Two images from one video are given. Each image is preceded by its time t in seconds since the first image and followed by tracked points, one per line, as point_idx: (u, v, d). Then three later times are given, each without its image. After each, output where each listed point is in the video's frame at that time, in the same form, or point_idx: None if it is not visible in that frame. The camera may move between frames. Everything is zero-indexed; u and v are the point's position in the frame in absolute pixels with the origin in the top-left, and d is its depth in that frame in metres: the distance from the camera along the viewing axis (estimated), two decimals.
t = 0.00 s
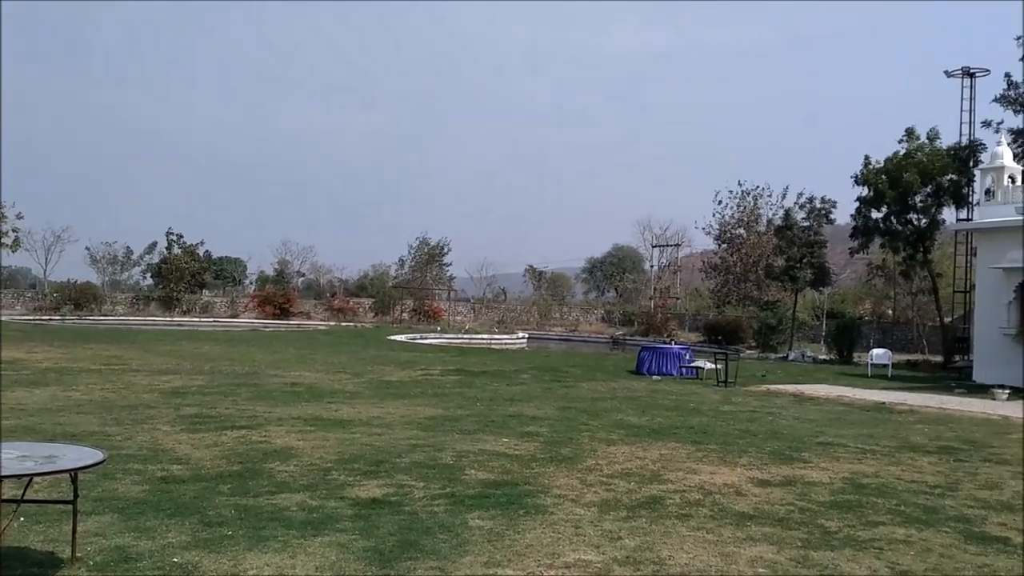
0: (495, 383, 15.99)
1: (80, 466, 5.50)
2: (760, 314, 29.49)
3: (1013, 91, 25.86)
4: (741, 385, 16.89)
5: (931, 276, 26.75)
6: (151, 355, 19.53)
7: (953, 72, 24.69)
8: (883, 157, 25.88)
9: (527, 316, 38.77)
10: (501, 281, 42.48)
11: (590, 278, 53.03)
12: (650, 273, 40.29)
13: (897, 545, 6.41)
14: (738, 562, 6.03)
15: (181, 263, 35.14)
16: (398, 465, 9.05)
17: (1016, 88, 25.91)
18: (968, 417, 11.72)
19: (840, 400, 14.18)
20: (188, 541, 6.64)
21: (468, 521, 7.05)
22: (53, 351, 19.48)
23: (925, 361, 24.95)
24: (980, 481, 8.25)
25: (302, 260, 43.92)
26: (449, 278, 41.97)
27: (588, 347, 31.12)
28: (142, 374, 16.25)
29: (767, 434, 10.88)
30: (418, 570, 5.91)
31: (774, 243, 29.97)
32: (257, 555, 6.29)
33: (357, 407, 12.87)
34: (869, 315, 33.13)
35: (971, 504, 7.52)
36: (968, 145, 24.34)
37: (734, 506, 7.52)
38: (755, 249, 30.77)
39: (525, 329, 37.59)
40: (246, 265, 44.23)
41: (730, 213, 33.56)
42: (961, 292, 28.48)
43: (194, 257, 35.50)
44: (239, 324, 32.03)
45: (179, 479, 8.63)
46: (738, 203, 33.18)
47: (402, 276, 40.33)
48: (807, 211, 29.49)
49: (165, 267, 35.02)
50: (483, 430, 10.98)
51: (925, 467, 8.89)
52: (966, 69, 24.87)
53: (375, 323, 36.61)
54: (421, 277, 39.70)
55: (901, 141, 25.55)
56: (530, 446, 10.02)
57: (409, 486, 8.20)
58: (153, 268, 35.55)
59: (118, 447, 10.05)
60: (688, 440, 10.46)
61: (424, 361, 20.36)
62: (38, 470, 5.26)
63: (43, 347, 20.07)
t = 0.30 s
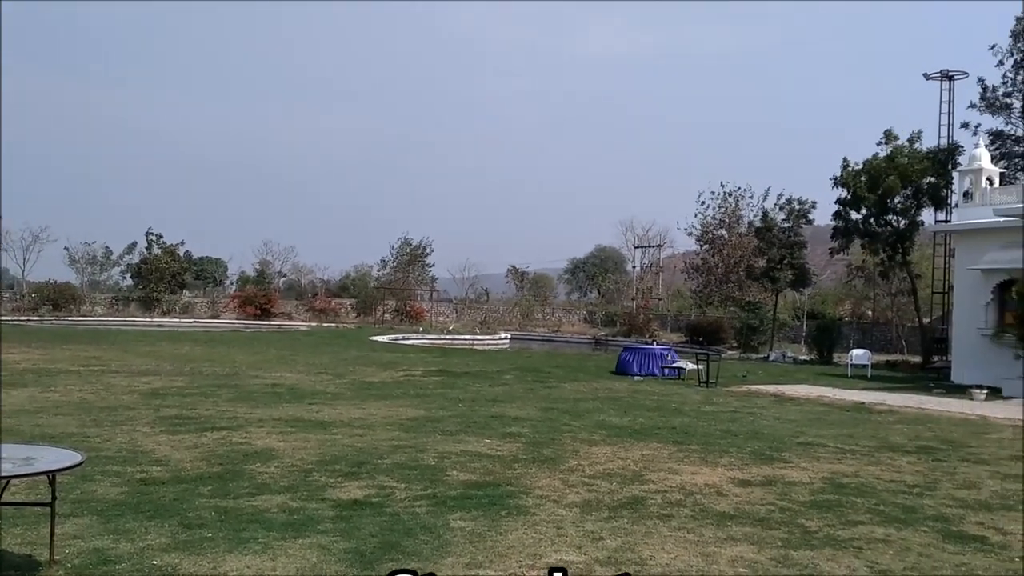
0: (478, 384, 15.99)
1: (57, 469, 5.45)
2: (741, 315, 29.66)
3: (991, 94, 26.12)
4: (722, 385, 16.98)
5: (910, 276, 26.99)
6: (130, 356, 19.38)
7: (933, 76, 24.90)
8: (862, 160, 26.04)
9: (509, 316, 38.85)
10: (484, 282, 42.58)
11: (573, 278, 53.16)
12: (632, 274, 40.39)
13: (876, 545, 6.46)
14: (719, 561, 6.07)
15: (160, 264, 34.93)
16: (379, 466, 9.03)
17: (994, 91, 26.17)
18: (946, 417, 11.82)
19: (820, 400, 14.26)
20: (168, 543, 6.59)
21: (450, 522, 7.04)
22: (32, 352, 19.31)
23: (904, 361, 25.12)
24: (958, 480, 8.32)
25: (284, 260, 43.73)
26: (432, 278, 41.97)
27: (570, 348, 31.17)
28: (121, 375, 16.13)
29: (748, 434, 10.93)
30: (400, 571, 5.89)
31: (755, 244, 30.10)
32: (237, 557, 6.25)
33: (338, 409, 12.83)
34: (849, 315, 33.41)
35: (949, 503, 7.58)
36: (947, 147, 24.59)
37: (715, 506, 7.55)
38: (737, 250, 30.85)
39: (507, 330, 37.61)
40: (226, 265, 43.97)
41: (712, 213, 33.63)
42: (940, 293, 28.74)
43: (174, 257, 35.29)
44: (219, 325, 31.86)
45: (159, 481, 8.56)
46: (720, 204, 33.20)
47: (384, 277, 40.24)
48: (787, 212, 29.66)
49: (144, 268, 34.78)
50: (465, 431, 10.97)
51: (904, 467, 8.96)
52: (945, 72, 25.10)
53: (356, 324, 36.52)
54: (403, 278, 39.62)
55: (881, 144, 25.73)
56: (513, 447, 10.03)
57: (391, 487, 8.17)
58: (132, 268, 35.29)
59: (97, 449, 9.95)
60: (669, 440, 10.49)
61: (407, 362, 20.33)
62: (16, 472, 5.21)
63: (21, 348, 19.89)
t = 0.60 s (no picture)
0: (461, 385, 15.98)
1: (36, 470, 5.41)
2: (724, 315, 29.82)
3: (970, 97, 26.36)
4: (705, 385, 17.04)
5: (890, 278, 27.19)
6: (111, 356, 19.23)
7: (914, 77, 25.08)
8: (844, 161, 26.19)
9: (493, 317, 39.09)
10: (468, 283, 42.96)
11: (557, 279, 53.29)
12: (616, 274, 40.50)
13: (857, 544, 6.50)
14: (701, 561, 6.09)
15: (142, 264, 34.69)
16: (362, 467, 9.01)
17: (973, 95, 26.39)
18: (926, 417, 11.91)
19: (802, 400, 14.33)
20: (148, 545, 6.55)
21: (432, 523, 7.04)
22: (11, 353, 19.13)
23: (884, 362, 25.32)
24: (938, 479, 8.38)
25: (266, 260, 43.53)
26: (415, 278, 41.93)
27: (554, 348, 31.22)
28: (102, 376, 16.01)
29: (730, 434, 10.97)
30: (382, 572, 5.88)
31: (737, 245, 30.22)
32: (219, 558, 6.23)
33: (321, 410, 12.77)
34: (831, 316, 33.66)
35: (928, 502, 7.65)
36: (928, 150, 24.77)
37: (698, 506, 7.57)
38: (720, 251, 30.93)
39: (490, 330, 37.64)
40: (209, 265, 43.74)
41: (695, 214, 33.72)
42: (920, 294, 28.97)
43: (156, 257, 35.06)
44: (201, 326, 31.66)
45: (139, 482, 8.50)
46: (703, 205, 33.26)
47: (367, 277, 40.12)
48: (770, 214, 29.81)
49: (126, 268, 34.52)
50: (448, 432, 10.95)
51: (884, 467, 9.03)
52: (926, 74, 25.29)
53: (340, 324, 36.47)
54: (387, 278, 39.49)
55: (862, 145, 25.89)
56: (496, 447, 10.03)
57: (374, 488, 8.15)
58: (113, 268, 35.00)
59: (77, 451, 9.87)
60: (652, 441, 10.52)
61: (390, 363, 20.29)
62: None
63: None
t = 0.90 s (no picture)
0: (443, 386, 15.96)
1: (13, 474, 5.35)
2: (706, 316, 29.95)
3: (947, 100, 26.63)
4: (687, 386, 17.11)
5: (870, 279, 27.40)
6: (91, 358, 19.07)
7: (893, 80, 25.28)
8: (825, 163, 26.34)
9: (477, 317, 39.07)
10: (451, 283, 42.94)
11: (540, 279, 53.37)
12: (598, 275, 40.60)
13: (836, 543, 6.54)
14: (682, 561, 6.11)
15: (122, 264, 34.41)
16: (344, 469, 8.98)
17: (950, 98, 26.66)
18: (905, 417, 12.02)
19: (783, 400, 14.41)
20: (128, 548, 6.50)
21: (414, 524, 7.03)
22: None
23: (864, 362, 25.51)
24: (917, 478, 8.45)
25: (247, 261, 43.30)
26: (398, 279, 41.86)
27: (537, 349, 31.27)
28: (81, 378, 15.89)
29: (712, 434, 11.01)
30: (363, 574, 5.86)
31: (720, 246, 30.33)
32: (199, 561, 6.19)
33: (303, 411, 12.73)
34: (811, 316, 33.89)
35: (908, 502, 7.71)
36: (907, 152, 24.96)
37: (679, 506, 7.60)
38: (703, 252, 31.09)
39: (473, 331, 37.69)
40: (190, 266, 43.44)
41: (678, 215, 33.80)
42: (899, 295, 29.22)
43: (137, 257, 34.80)
44: (182, 327, 31.43)
45: (119, 485, 8.44)
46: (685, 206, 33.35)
47: (350, 277, 40.00)
48: (752, 215, 29.96)
49: (105, 268, 34.21)
50: (430, 433, 10.95)
51: (864, 466, 9.09)
52: (906, 77, 25.49)
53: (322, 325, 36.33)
54: (369, 279, 39.37)
55: (843, 147, 26.06)
56: (478, 448, 10.03)
57: (356, 490, 8.13)
58: (93, 269, 34.67)
59: (55, 453, 9.79)
60: (634, 441, 10.56)
61: (372, 364, 20.24)
62: None
63: None
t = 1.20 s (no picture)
0: (425, 386, 15.94)
1: None
2: (689, 316, 30.06)
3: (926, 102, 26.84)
4: (670, 386, 17.17)
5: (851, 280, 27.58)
6: (70, 359, 18.90)
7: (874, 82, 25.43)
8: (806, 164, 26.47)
9: (460, 318, 39.11)
10: (434, 284, 42.92)
11: (524, 279, 53.42)
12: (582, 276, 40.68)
13: (816, 542, 6.58)
14: (663, 561, 6.12)
15: (102, 264, 34.14)
16: (325, 470, 8.94)
17: (929, 100, 26.88)
18: (885, 417, 12.10)
19: (764, 400, 14.48)
20: (107, 550, 6.45)
21: (396, 525, 7.00)
22: None
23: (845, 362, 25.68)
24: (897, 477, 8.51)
25: (229, 261, 43.09)
26: (381, 279, 41.76)
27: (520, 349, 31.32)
28: (60, 379, 15.74)
29: (694, 435, 11.04)
30: None
31: (702, 247, 30.43)
32: (178, 563, 6.14)
33: (284, 412, 12.67)
34: (793, 317, 34.08)
35: (887, 501, 7.75)
36: (887, 153, 25.07)
37: (661, 506, 7.62)
38: (685, 252, 31.23)
39: (455, 331, 37.66)
40: (171, 266, 43.15)
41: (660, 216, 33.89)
42: (879, 296, 29.43)
43: (117, 257, 34.54)
44: (162, 327, 31.22)
45: (98, 486, 8.37)
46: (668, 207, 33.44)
47: (332, 278, 39.87)
48: (734, 216, 30.08)
49: (85, 268, 33.94)
50: (413, 434, 10.92)
51: (844, 466, 9.14)
52: (886, 79, 25.65)
53: (304, 326, 36.20)
54: (352, 279, 39.28)
55: (823, 149, 26.20)
56: (461, 449, 10.01)
57: (337, 491, 8.10)
58: (73, 268, 34.35)
59: (33, 454, 9.69)
60: (616, 441, 10.57)
61: (354, 365, 20.18)
62: None
63: None
